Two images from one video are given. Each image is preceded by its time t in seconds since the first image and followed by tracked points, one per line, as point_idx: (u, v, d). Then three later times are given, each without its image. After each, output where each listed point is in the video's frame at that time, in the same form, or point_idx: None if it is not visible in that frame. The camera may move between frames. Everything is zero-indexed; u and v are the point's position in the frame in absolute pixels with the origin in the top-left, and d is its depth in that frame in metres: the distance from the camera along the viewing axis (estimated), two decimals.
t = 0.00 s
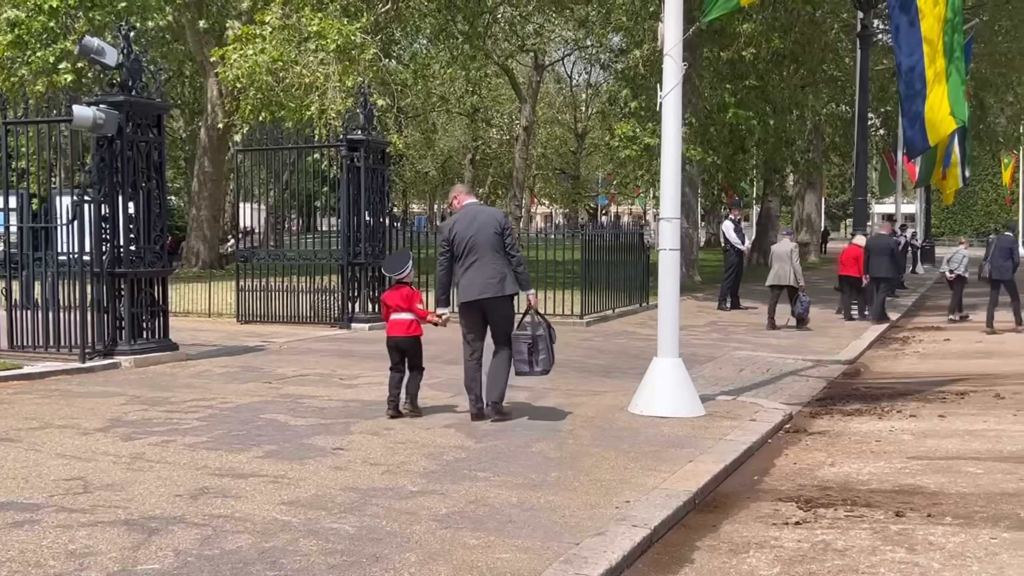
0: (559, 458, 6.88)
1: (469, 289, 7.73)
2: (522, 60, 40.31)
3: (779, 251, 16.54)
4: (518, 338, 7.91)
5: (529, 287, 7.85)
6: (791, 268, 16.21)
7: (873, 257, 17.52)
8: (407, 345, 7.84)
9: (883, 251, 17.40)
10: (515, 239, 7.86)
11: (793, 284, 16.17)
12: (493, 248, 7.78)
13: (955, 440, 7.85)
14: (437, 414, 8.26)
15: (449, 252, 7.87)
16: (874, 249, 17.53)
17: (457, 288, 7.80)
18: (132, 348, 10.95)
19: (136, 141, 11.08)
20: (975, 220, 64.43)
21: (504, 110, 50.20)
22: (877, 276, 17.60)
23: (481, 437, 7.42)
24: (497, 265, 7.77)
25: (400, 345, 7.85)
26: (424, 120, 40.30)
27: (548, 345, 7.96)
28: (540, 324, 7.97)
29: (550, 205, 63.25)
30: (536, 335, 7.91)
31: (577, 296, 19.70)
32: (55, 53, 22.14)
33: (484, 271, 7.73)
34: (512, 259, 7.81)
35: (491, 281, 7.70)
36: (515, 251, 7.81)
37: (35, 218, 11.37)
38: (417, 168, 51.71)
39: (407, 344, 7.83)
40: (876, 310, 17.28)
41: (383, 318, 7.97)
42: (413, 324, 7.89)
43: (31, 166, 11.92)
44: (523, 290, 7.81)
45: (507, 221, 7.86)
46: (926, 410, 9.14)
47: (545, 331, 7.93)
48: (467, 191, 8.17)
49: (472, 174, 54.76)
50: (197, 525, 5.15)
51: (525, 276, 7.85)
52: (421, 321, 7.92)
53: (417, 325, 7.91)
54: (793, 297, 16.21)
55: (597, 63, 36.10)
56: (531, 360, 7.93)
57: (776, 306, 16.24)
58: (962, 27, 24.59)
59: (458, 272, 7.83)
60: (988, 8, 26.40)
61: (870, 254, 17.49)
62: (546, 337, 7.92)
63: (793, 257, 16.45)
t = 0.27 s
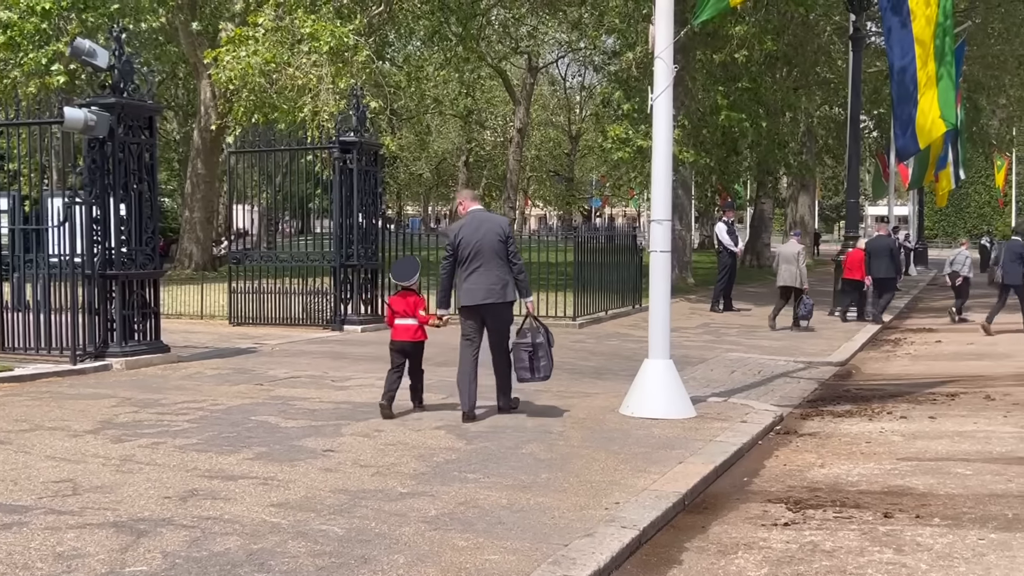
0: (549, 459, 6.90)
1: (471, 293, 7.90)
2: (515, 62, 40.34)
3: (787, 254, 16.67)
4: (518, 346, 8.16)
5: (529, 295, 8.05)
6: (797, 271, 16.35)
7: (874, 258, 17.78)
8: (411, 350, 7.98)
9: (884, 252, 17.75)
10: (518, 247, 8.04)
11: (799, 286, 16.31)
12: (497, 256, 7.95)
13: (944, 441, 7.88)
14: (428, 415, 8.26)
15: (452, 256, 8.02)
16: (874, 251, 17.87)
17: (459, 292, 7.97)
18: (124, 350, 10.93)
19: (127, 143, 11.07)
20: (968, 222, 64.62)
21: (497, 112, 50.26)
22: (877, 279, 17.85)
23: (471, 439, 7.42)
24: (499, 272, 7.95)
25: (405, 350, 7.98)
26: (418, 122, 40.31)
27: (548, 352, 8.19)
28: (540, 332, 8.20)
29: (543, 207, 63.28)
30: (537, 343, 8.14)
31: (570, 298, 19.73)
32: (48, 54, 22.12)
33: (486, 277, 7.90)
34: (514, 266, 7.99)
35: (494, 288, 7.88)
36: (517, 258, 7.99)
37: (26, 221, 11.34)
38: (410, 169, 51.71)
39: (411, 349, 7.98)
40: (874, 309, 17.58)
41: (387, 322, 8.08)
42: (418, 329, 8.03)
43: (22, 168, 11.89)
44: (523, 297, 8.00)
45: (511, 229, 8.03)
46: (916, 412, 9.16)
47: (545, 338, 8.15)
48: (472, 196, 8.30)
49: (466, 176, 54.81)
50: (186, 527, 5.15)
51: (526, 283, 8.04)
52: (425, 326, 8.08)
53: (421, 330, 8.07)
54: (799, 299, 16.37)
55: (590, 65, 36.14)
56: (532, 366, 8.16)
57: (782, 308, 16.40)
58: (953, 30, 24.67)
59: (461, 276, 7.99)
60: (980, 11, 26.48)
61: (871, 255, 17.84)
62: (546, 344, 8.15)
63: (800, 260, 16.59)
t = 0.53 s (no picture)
0: (539, 462, 6.91)
1: (475, 292, 8.20)
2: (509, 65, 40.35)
3: (790, 256, 16.78)
4: (517, 343, 8.30)
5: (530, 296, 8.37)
6: (800, 273, 16.50)
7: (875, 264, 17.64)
8: (412, 344, 8.24)
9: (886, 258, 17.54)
10: (522, 250, 8.36)
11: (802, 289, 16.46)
12: (501, 257, 8.27)
13: (934, 442, 7.90)
14: (419, 418, 8.26)
15: (458, 255, 8.34)
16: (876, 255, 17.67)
17: (464, 290, 8.29)
18: (115, 352, 10.92)
19: (118, 145, 11.06)
20: (961, 225, 64.79)
21: (491, 114, 50.30)
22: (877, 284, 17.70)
23: (462, 442, 7.43)
24: (503, 272, 8.27)
25: (405, 345, 8.24)
26: (413, 125, 40.31)
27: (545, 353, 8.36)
28: (538, 332, 8.36)
29: (537, 210, 63.29)
30: (535, 343, 8.30)
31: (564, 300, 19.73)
32: (40, 56, 22.07)
33: (491, 277, 8.22)
34: (517, 268, 8.31)
35: (498, 288, 8.20)
36: (520, 260, 8.32)
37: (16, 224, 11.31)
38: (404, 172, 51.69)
39: (412, 344, 8.22)
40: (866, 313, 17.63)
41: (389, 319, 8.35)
42: (419, 325, 8.26)
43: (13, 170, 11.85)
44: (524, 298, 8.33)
45: (516, 232, 8.35)
46: (907, 414, 9.18)
47: (543, 339, 8.33)
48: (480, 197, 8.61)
49: (460, 179, 54.80)
50: (174, 529, 5.14)
51: (528, 285, 8.36)
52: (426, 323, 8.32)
53: (423, 326, 8.29)
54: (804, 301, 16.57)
55: (583, 68, 36.16)
56: (528, 366, 8.31)
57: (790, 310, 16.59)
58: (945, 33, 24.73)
59: (466, 275, 8.31)
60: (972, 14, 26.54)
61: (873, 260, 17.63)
62: (543, 345, 8.34)
63: (802, 261, 16.74)
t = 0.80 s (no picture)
0: (531, 465, 6.93)
1: (473, 295, 8.28)
2: (504, 69, 40.42)
3: (794, 261, 16.80)
4: (515, 346, 8.48)
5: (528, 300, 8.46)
6: (802, 279, 16.53)
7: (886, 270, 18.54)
8: (412, 350, 8.45)
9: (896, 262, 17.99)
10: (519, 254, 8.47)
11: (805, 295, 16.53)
12: (499, 261, 8.37)
13: (924, 445, 7.93)
14: (411, 421, 8.27)
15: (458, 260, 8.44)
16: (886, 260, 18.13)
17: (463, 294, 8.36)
18: (108, 356, 10.92)
19: (111, 149, 11.06)
20: (954, 228, 64.98)
21: (486, 118, 50.37)
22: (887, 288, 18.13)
23: (454, 445, 7.45)
24: (501, 276, 8.36)
25: (404, 349, 8.45)
26: (407, 128, 40.35)
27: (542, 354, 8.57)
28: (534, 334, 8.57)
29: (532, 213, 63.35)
30: (533, 345, 8.49)
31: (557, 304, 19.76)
32: (34, 60, 22.07)
33: (489, 281, 8.31)
34: (515, 272, 8.41)
35: (496, 291, 8.28)
36: (518, 265, 8.42)
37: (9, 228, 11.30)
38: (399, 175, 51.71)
39: (413, 349, 8.44)
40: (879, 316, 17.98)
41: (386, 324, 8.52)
42: (416, 330, 8.53)
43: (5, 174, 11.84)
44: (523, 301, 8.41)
45: (514, 237, 8.47)
46: (897, 417, 9.21)
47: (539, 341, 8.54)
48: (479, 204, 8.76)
49: (454, 182, 54.84)
50: (165, 533, 5.16)
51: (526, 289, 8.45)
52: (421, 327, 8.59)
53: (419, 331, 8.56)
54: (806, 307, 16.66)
55: (578, 72, 36.22)
56: (527, 367, 8.52)
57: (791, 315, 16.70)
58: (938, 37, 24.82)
59: (465, 280, 8.40)
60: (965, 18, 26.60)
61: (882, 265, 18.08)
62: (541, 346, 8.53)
63: (806, 266, 16.74)
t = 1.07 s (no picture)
0: (521, 468, 6.95)
1: (469, 297, 8.55)
2: (499, 73, 40.47)
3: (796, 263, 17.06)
4: (512, 342, 8.72)
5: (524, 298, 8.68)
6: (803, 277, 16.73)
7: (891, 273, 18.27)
8: (410, 347, 8.62)
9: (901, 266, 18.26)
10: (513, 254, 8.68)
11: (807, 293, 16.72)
12: (492, 262, 8.60)
13: (912, 448, 7.97)
14: (402, 425, 8.29)
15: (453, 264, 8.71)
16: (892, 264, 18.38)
17: (460, 296, 8.64)
18: (100, 360, 10.93)
19: (103, 153, 11.07)
20: (948, 232, 65.15)
21: (481, 121, 50.44)
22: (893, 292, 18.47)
23: (444, 449, 7.46)
24: (495, 277, 8.60)
25: (403, 347, 8.63)
26: (402, 132, 40.39)
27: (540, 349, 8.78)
28: (531, 330, 8.78)
29: (526, 217, 63.41)
30: (529, 340, 8.73)
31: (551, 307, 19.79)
32: (27, 64, 22.06)
33: (483, 282, 8.57)
34: (509, 272, 8.63)
35: (490, 291, 8.53)
36: (512, 264, 8.64)
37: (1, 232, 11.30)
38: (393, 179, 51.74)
39: (410, 347, 8.61)
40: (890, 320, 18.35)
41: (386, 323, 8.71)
42: (415, 329, 8.66)
43: None
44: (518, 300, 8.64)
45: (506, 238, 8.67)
46: (887, 420, 9.25)
47: (536, 335, 8.74)
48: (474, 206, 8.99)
49: (449, 186, 54.90)
50: (155, 537, 5.17)
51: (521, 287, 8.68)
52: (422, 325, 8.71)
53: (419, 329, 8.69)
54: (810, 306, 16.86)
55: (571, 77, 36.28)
56: (524, 362, 8.76)
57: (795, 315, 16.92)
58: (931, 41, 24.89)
59: (461, 283, 8.67)
60: (957, 22, 26.67)
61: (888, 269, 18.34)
62: (537, 342, 8.74)
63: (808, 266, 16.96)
